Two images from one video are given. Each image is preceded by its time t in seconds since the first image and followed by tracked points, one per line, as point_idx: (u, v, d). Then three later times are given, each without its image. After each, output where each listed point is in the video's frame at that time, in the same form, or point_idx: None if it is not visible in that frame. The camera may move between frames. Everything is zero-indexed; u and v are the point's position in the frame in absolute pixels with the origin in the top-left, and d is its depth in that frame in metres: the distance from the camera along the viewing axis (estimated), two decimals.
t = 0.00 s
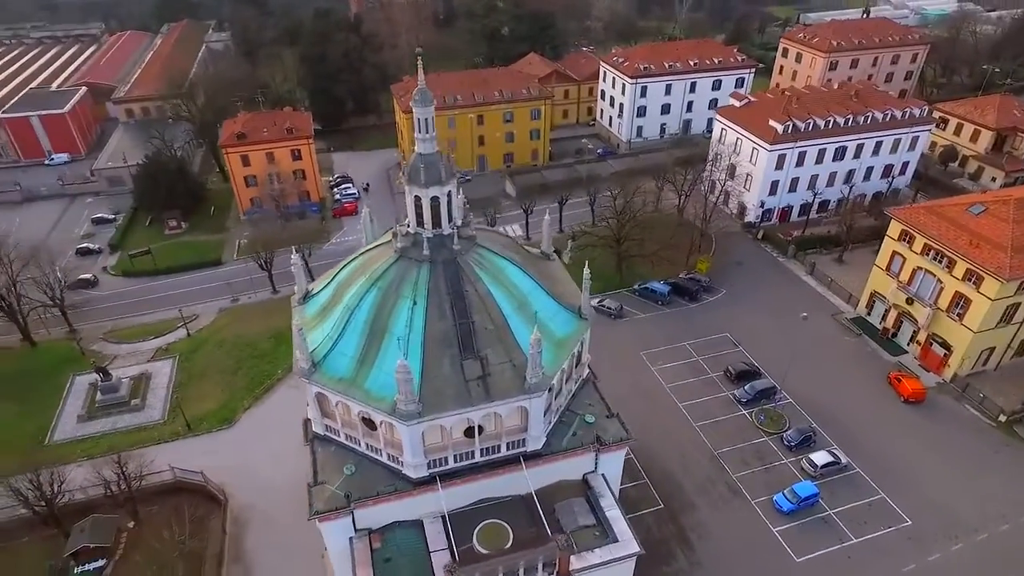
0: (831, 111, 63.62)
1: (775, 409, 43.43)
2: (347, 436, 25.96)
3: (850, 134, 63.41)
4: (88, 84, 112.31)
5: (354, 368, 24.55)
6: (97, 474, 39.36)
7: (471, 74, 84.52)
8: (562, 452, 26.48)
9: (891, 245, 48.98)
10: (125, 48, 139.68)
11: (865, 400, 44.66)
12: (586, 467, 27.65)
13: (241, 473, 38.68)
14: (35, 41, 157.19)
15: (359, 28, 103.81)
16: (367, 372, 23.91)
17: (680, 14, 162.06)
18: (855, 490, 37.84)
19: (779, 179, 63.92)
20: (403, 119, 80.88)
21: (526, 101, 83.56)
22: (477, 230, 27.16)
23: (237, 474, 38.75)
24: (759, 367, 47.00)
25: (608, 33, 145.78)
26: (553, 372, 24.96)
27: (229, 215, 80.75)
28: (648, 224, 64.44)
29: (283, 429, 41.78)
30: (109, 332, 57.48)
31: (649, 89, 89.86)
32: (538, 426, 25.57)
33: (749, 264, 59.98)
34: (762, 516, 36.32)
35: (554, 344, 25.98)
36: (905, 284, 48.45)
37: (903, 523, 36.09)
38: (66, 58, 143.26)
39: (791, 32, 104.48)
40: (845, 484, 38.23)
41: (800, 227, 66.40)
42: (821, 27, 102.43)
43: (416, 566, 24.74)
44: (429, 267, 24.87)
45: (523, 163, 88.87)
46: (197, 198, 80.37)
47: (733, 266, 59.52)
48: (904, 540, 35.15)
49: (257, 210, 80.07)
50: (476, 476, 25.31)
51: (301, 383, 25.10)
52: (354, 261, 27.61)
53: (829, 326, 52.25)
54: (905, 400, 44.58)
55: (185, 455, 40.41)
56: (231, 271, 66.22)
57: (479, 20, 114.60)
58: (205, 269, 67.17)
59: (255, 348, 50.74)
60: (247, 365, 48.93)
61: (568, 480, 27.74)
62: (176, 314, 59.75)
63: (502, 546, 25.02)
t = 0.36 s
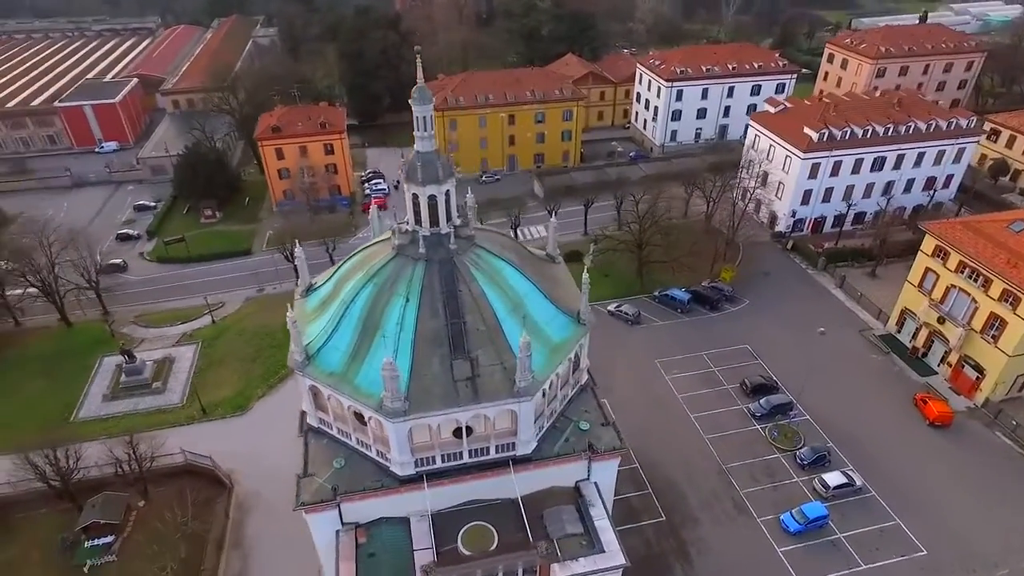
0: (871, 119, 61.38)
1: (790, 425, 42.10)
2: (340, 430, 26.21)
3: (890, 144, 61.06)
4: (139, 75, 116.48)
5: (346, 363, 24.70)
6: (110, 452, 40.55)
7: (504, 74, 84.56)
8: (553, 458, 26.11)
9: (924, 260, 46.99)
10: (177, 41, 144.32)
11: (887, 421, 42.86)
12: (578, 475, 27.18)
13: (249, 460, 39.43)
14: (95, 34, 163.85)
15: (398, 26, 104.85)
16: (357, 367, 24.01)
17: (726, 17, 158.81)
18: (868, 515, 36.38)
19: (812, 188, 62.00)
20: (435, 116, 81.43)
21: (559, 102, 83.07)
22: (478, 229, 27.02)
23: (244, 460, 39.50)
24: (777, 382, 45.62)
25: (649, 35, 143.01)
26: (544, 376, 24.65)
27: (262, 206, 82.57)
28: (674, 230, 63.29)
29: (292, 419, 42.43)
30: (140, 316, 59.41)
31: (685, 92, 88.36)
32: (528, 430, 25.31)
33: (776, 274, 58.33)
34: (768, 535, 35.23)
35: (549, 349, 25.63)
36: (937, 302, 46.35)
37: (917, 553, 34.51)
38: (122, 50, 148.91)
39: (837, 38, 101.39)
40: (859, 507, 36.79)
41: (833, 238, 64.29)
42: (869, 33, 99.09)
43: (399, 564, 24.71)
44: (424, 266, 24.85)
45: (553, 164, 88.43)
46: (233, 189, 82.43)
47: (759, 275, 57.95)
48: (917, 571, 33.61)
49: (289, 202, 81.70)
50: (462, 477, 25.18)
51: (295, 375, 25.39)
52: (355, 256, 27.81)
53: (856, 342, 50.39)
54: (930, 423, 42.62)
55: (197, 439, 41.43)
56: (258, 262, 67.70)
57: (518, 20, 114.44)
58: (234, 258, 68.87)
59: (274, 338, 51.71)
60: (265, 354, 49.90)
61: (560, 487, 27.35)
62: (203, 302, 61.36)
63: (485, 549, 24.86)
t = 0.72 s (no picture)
0: (915, 129, 58.83)
1: (806, 443, 40.64)
2: (334, 423, 26.49)
3: (934, 155, 58.39)
4: (190, 68, 120.44)
5: (340, 356, 24.91)
6: (130, 430, 41.89)
7: (539, 73, 84.23)
8: (543, 463, 25.74)
9: (961, 278, 44.76)
10: (229, 36, 148.64)
11: (911, 444, 41.01)
12: (570, 481, 26.74)
13: (259, 445, 40.28)
14: (154, 27, 170.11)
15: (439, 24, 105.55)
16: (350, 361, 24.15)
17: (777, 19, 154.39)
18: (882, 541, 34.85)
19: (848, 199, 59.80)
20: (468, 115, 81.77)
21: (593, 103, 82.27)
22: (479, 229, 26.91)
23: (254, 446, 40.32)
24: (797, 397, 44.16)
25: (695, 36, 140.00)
26: (535, 379, 24.30)
27: (297, 198, 84.28)
28: (702, 237, 61.96)
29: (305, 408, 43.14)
30: (172, 300, 61.34)
31: (724, 96, 86.47)
32: (518, 433, 25.07)
33: (806, 286, 56.51)
34: (773, 555, 34.10)
35: (543, 353, 25.26)
36: (974, 322, 44.07)
37: None
38: (178, 44, 154.19)
39: (888, 43, 97.71)
40: (873, 533, 35.27)
41: (868, 251, 61.97)
42: (923, 39, 95.14)
43: (384, 559, 24.72)
44: (420, 263, 24.87)
45: (586, 165, 87.73)
46: (269, 180, 84.39)
47: (787, 287, 56.21)
48: None
49: (323, 195, 83.21)
50: (450, 477, 25.09)
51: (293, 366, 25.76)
52: (358, 250, 28.03)
53: (885, 360, 48.37)
54: (958, 449, 40.50)
55: (213, 422, 42.53)
56: (287, 253, 69.12)
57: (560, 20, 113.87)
58: (265, 248, 70.54)
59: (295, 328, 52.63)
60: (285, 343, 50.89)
61: (551, 492, 26.97)
62: (232, 289, 62.96)
63: (470, 550, 24.72)
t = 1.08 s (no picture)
0: (963, 141, 56.02)
1: (823, 462, 39.11)
2: (329, 414, 26.78)
3: (983, 169, 55.50)
4: (239, 61, 123.92)
5: (335, 348, 25.11)
6: (149, 409, 43.15)
7: (576, 74, 83.56)
8: (533, 467, 25.38)
9: (1002, 299, 42.29)
10: (279, 31, 152.31)
11: (936, 470, 39.07)
12: (562, 487, 26.30)
13: (271, 432, 41.06)
14: (210, 22, 175.69)
15: (480, 22, 105.77)
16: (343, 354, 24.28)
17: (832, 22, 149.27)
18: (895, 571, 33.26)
19: (888, 211, 57.40)
20: (503, 113, 81.73)
21: (629, 105, 81.16)
22: (481, 227, 26.73)
23: (266, 432, 41.06)
24: (816, 415, 42.62)
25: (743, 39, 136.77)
26: (527, 382, 23.98)
27: (331, 191, 85.75)
28: (731, 245, 60.44)
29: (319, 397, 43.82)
30: (204, 286, 63.12)
31: (766, 102, 84.16)
32: (508, 436, 24.82)
33: (837, 300, 54.49)
34: None
35: (538, 355, 24.89)
36: (1014, 346, 41.53)
37: None
38: (231, 38, 158.85)
39: (945, 50, 93.51)
40: (886, 561, 33.70)
41: (908, 267, 59.38)
42: (983, 46, 90.71)
43: (369, 552, 24.85)
44: (417, 260, 24.87)
45: (620, 168, 86.70)
46: (307, 173, 86.11)
47: (817, 300, 54.28)
48: None
49: (357, 189, 84.44)
50: (438, 475, 25.01)
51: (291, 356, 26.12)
52: (362, 245, 28.21)
53: (916, 381, 46.19)
54: (988, 479, 38.31)
55: (229, 407, 43.59)
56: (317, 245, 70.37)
57: (602, 20, 112.70)
58: (296, 239, 72.00)
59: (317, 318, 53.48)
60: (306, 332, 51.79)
61: (542, 496, 26.59)
62: (261, 278, 64.42)
63: (454, 550, 24.59)
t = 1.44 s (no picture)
0: None
1: (842, 490, 37.23)
2: (325, 405, 27.07)
3: None
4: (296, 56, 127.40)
5: (330, 340, 25.35)
6: (174, 387, 44.71)
7: (621, 76, 82.38)
8: (520, 473, 25.00)
9: None
10: (337, 27, 155.85)
11: (967, 507, 36.66)
12: (550, 495, 25.81)
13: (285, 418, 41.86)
14: (274, 16, 181.24)
15: (530, 22, 105.42)
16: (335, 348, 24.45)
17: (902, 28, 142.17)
18: None
19: (938, 229, 54.27)
20: (544, 114, 81.35)
21: (673, 109, 79.47)
22: (482, 227, 26.51)
23: (281, 418, 41.93)
24: (840, 439, 40.66)
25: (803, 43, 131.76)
26: (515, 385, 23.60)
27: (372, 185, 87.14)
28: (768, 257, 58.34)
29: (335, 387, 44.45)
30: (241, 273, 65.03)
31: (818, 110, 80.96)
32: (495, 439, 24.53)
33: (876, 320, 51.87)
34: None
35: (529, 360, 24.46)
36: None
37: None
38: (292, 32, 163.44)
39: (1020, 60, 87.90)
40: None
41: (958, 289, 56.03)
42: None
43: (352, 545, 25.00)
44: (413, 258, 24.88)
45: (661, 173, 84.99)
46: (350, 166, 87.73)
47: (854, 318, 51.79)
48: None
49: (397, 184, 85.57)
50: (424, 473, 24.97)
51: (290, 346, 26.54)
52: (366, 240, 28.43)
53: (954, 410, 43.45)
54: None
55: (249, 391, 44.72)
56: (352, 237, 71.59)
57: (655, 22, 110.59)
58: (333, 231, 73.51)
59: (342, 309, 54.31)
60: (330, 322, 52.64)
61: (530, 503, 26.15)
62: (295, 268, 65.95)
63: (435, 549, 24.41)
